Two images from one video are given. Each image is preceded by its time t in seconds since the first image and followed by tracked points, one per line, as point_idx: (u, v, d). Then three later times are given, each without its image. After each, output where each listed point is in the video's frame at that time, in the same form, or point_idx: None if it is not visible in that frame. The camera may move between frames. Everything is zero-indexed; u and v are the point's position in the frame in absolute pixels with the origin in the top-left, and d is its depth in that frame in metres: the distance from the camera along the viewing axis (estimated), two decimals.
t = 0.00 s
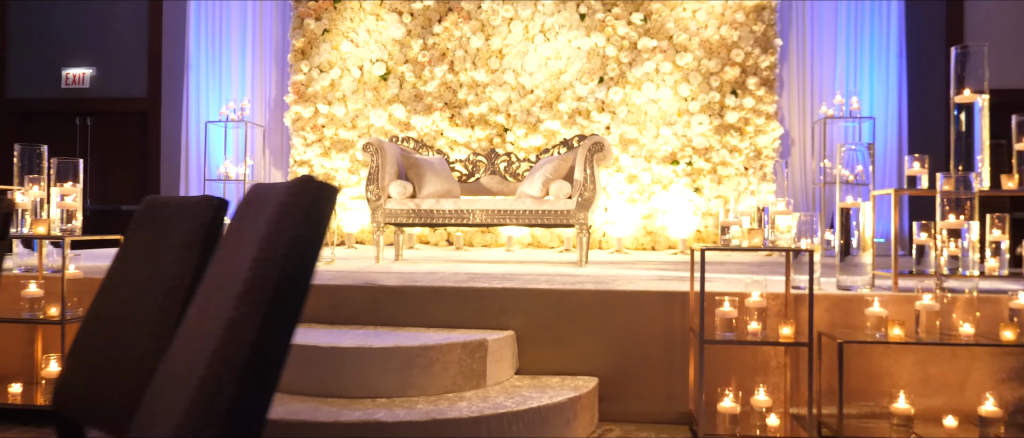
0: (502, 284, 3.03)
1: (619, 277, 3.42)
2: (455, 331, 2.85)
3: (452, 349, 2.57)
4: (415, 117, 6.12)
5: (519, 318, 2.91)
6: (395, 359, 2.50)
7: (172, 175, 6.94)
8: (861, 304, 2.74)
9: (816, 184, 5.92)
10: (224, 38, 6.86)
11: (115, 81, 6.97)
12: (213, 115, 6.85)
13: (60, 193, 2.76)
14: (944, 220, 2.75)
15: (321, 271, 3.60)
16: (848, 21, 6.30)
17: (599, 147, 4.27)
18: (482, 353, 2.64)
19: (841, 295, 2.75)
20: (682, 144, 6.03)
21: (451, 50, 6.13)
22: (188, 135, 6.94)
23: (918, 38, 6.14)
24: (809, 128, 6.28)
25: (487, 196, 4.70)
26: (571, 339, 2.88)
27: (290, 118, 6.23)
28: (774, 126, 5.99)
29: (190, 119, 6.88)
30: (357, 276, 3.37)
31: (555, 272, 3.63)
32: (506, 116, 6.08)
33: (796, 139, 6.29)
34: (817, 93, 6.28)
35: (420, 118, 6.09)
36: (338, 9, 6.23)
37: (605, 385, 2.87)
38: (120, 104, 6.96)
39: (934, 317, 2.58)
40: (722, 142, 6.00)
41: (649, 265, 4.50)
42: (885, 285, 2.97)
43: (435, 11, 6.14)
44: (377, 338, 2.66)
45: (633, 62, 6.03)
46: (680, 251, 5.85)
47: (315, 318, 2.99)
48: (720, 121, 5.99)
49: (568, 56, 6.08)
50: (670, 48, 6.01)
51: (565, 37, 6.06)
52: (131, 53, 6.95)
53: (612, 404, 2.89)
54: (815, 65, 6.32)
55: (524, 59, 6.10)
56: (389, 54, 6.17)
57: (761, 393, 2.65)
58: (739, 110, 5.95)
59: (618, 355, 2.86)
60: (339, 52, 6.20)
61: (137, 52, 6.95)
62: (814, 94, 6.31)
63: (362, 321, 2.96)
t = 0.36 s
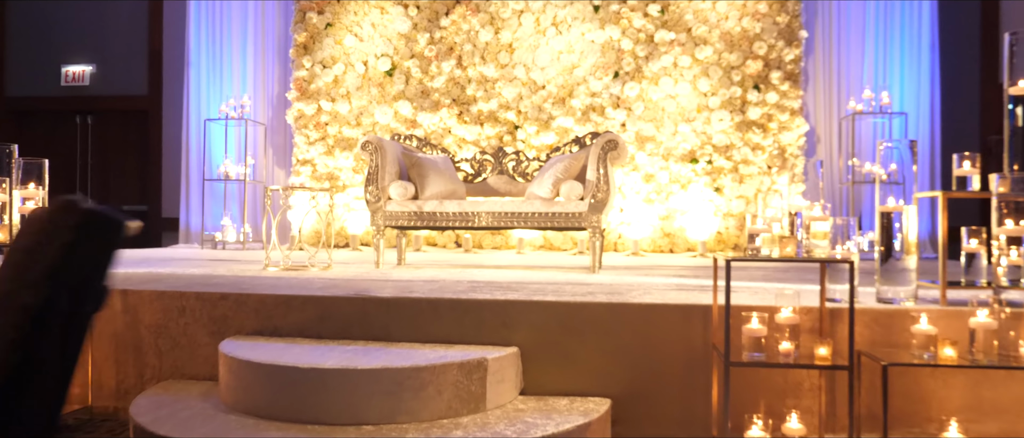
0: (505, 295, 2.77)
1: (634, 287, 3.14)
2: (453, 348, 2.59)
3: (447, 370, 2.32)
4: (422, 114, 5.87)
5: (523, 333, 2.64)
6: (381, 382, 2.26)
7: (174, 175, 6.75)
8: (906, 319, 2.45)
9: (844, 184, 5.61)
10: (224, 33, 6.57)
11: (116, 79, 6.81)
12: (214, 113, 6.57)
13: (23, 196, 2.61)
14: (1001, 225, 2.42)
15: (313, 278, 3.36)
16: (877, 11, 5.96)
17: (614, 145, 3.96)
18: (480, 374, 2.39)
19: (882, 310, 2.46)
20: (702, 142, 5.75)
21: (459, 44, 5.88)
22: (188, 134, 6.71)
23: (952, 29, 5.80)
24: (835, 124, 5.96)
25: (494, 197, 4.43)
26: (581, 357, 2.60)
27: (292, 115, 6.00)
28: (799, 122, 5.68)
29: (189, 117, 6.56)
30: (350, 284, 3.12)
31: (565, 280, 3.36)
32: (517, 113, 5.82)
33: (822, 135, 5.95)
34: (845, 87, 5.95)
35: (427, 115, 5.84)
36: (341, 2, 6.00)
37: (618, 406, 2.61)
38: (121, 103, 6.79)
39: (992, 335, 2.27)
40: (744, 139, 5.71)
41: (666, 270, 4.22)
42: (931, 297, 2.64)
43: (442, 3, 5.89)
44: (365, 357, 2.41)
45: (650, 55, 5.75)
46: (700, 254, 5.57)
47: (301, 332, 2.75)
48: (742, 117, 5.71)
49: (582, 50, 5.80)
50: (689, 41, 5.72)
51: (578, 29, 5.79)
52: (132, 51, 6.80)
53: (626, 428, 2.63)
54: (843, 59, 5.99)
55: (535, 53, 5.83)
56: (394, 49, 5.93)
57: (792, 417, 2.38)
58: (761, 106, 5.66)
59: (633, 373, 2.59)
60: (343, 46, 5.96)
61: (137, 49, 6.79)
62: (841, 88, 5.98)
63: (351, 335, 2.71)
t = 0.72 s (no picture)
0: (515, 306, 2.51)
1: (658, 295, 2.86)
2: (456, 364, 2.34)
3: (449, 392, 2.07)
4: (433, 111, 5.63)
5: (534, 348, 2.37)
6: (374, 406, 2.02)
7: (180, 174, 6.59)
8: (968, 336, 2.15)
9: (879, 183, 5.30)
10: (230, 27, 6.34)
11: (121, 77, 6.64)
12: (218, 110, 6.36)
13: None
14: None
15: (310, 285, 3.12)
16: None
17: (634, 142, 3.65)
18: (486, 396, 2.12)
19: (942, 325, 2.17)
20: (727, 139, 5.47)
21: (472, 37, 5.63)
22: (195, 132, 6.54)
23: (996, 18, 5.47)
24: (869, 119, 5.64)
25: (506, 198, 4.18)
26: (599, 376, 2.34)
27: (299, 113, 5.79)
28: (831, 117, 5.37)
29: (194, 113, 6.34)
30: (348, 292, 2.87)
31: (582, 288, 3.09)
32: (532, 109, 5.56)
33: (855, 132, 5.63)
34: (879, 80, 5.63)
35: (438, 112, 5.59)
36: None
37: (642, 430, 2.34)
38: (127, 101, 6.62)
39: None
40: (772, 135, 5.42)
41: (691, 276, 3.94)
42: (994, 310, 2.34)
43: None
44: (358, 377, 2.16)
45: (672, 48, 5.47)
46: (725, 257, 5.28)
47: (292, 346, 2.50)
48: (770, 113, 5.42)
49: (600, 43, 5.53)
50: (714, 32, 5.44)
51: (597, 21, 5.52)
52: (138, 48, 6.63)
53: None
54: (876, 51, 5.67)
55: (551, 46, 5.57)
56: (404, 43, 5.69)
57: None
58: (791, 100, 5.36)
59: (658, 394, 2.32)
60: (351, 41, 5.75)
61: (143, 46, 6.62)
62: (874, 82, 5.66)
63: (346, 350, 2.47)
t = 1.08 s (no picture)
0: (527, 316, 2.24)
1: (688, 304, 2.57)
2: (460, 382, 2.08)
3: (448, 416, 1.81)
4: (448, 107, 5.39)
5: (547, 364, 2.10)
6: (362, 432, 1.75)
7: (191, 174, 6.40)
8: None
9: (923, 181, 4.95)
10: (241, 22, 6.14)
11: (132, 75, 6.48)
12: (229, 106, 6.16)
13: None
14: None
15: (308, 290, 2.87)
16: None
17: (660, 135, 3.38)
18: (491, 421, 1.85)
19: (1023, 342, 1.86)
20: (759, 135, 5.16)
21: (489, 29, 5.38)
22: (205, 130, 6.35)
23: None
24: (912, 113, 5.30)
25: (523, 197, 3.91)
26: (621, 396, 2.07)
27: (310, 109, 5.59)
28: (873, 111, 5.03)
29: (204, 110, 6.14)
30: (346, 298, 2.62)
31: (603, 295, 2.81)
32: (552, 104, 5.29)
33: (897, 127, 5.29)
34: (922, 72, 5.29)
35: (454, 108, 5.35)
36: None
37: None
38: (137, 100, 6.45)
39: None
40: (808, 132, 5.09)
41: (722, 282, 3.65)
42: None
43: None
44: (346, 397, 1.90)
45: (701, 39, 5.18)
46: (758, 260, 4.97)
47: (280, 360, 2.25)
48: (806, 107, 5.10)
49: (624, 34, 5.25)
50: (745, 22, 5.14)
51: (620, 11, 5.25)
52: (149, 44, 6.46)
53: None
54: (919, 41, 5.31)
55: (572, 38, 5.30)
56: (418, 36, 5.47)
57: None
58: (828, 93, 5.04)
59: (689, 419, 2.03)
60: (364, 34, 5.53)
61: (154, 42, 6.45)
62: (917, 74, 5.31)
63: (339, 364, 2.22)
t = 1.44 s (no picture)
0: (547, 327, 1.96)
1: (727, 314, 2.29)
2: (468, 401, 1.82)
3: None
4: (466, 102, 5.16)
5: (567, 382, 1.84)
6: None
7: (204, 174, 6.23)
8: None
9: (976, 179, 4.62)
10: (255, 16, 5.95)
11: (145, 71, 6.32)
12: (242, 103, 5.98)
13: None
14: None
15: (307, 295, 2.63)
16: None
17: (693, 128, 3.09)
18: None
19: None
20: (796, 130, 4.87)
21: (509, 20, 5.14)
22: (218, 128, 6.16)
23: None
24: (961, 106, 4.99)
25: (543, 195, 3.67)
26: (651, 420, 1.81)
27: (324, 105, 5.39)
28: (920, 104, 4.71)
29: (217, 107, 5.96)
30: (347, 305, 2.37)
31: (633, 303, 2.53)
32: (575, 98, 5.03)
33: (944, 122, 4.98)
34: (971, 63, 4.96)
35: (472, 103, 5.12)
36: None
37: None
38: (150, 98, 6.29)
39: None
40: (849, 126, 4.80)
41: (760, 288, 3.36)
42: None
43: None
44: (338, 420, 1.64)
45: (734, 28, 4.91)
46: (795, 263, 4.68)
47: (270, 375, 1.99)
48: (847, 100, 4.80)
49: (651, 24, 4.99)
50: (781, 9, 4.86)
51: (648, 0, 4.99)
52: (163, 40, 6.30)
53: None
54: (968, 29, 4.98)
55: (597, 29, 5.05)
56: (436, 28, 5.24)
57: None
58: (871, 85, 4.73)
59: None
60: (380, 27, 5.33)
61: (168, 38, 6.28)
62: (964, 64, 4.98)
63: (335, 379, 1.96)
